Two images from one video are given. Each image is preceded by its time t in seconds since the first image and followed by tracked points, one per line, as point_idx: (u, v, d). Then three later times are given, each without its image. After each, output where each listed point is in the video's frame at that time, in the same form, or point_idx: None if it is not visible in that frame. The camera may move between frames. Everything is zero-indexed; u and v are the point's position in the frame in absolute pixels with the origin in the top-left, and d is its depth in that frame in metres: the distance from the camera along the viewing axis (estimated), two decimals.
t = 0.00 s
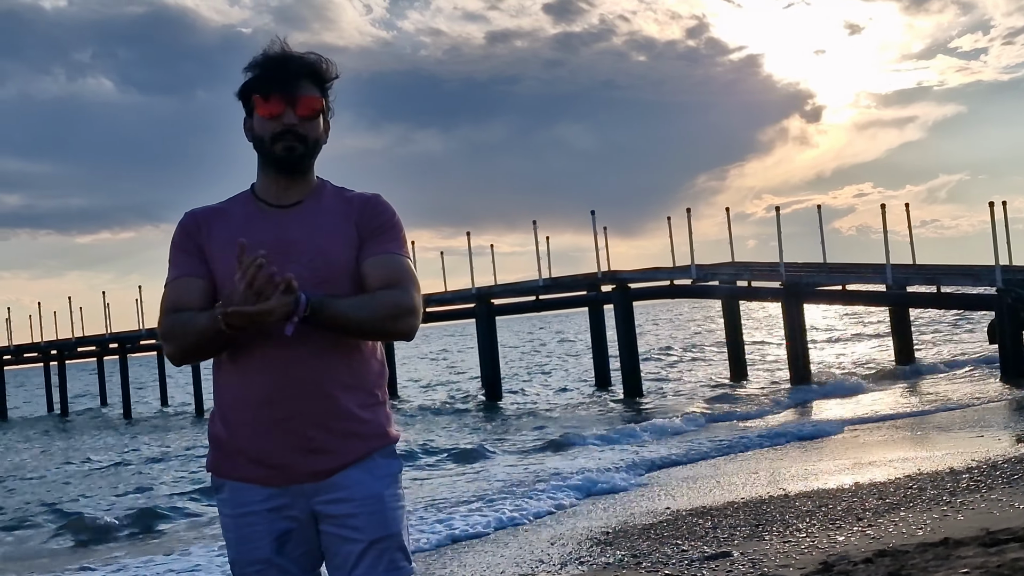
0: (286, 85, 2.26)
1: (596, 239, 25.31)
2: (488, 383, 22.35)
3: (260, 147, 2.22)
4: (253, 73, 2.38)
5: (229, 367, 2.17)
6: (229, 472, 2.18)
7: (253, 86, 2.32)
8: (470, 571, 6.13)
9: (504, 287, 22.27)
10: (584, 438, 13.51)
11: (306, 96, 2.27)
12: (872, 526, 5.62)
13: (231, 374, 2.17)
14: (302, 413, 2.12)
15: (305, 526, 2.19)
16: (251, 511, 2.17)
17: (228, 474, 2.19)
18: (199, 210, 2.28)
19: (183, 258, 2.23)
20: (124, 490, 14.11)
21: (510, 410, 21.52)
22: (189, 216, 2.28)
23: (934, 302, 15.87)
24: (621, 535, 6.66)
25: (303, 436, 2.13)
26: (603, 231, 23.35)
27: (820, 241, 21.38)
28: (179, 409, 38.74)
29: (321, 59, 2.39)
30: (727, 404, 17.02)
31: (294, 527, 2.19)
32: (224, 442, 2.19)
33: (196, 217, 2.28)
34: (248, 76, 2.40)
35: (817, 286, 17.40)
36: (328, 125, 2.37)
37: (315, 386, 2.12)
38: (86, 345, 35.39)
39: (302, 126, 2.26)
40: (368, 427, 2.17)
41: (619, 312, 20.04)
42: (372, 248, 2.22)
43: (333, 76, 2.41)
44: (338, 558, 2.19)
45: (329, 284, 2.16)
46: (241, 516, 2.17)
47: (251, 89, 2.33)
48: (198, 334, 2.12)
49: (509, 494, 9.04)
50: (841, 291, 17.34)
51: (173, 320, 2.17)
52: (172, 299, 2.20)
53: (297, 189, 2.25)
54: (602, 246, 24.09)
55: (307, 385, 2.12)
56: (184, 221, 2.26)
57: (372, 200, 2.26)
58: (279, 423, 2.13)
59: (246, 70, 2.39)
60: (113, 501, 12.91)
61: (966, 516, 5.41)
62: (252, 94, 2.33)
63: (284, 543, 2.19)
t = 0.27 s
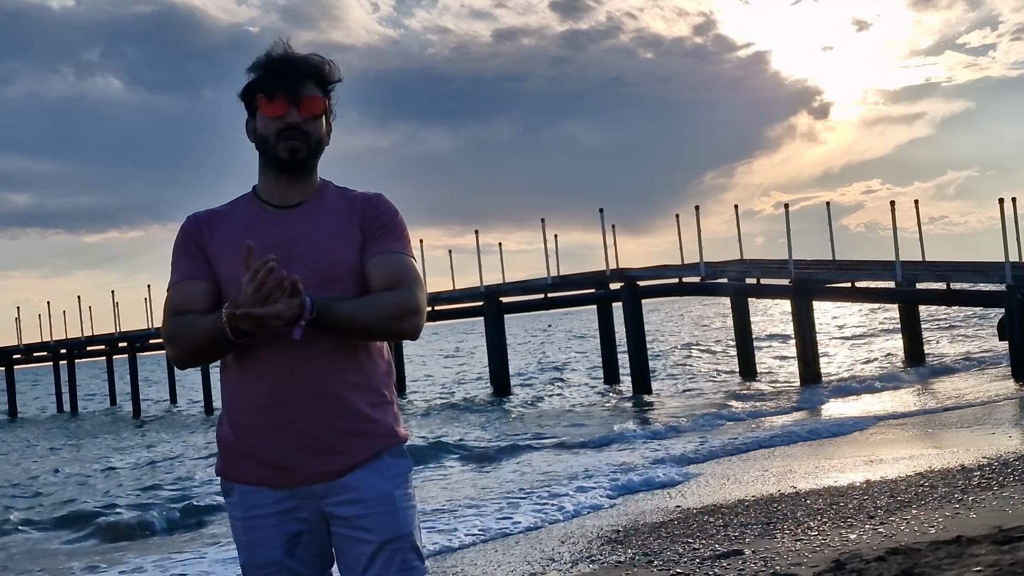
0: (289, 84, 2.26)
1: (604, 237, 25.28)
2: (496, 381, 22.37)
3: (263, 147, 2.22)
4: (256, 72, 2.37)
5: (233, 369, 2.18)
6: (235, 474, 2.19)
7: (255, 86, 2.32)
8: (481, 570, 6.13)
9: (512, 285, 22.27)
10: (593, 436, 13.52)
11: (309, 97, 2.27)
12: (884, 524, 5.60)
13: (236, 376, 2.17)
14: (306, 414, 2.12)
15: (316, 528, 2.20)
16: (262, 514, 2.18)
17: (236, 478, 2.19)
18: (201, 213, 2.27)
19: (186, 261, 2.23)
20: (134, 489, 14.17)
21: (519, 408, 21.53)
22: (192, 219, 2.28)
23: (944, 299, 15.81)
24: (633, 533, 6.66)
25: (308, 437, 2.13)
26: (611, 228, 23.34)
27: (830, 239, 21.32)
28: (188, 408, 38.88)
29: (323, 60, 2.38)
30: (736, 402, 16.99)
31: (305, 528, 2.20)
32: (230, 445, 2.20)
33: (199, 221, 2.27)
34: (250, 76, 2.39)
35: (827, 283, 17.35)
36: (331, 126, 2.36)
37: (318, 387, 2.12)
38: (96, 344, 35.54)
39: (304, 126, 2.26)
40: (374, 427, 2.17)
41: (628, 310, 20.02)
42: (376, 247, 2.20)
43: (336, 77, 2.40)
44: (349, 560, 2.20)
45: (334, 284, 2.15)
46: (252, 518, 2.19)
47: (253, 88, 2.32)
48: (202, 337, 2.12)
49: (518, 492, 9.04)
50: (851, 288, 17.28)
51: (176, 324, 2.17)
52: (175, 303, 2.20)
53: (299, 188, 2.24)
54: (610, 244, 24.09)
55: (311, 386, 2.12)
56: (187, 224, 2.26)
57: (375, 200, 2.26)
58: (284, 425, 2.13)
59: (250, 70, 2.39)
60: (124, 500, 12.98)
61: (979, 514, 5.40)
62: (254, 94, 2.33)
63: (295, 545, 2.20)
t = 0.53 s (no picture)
0: (291, 79, 2.25)
1: (609, 233, 25.26)
2: (501, 378, 22.38)
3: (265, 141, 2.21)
4: (256, 67, 2.36)
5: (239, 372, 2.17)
6: (242, 476, 2.20)
7: (256, 81, 2.31)
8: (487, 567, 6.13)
9: (517, 282, 22.26)
10: (597, 433, 13.53)
11: (311, 92, 2.26)
12: (890, 521, 5.61)
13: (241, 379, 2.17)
14: (313, 415, 2.13)
15: (322, 527, 2.21)
16: (268, 513, 2.19)
17: (242, 477, 2.20)
18: (201, 212, 2.26)
19: (187, 262, 2.21)
20: (139, 486, 14.20)
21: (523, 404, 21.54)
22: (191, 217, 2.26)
23: (949, 295, 15.78)
24: (638, 529, 6.66)
25: (315, 438, 2.13)
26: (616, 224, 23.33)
27: (835, 235, 21.30)
28: (192, 404, 38.95)
29: (324, 56, 2.37)
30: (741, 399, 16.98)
31: (310, 528, 2.21)
32: (236, 446, 2.20)
33: (199, 220, 2.25)
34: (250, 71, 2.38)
35: (832, 279, 17.33)
36: (332, 122, 2.36)
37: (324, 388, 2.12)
38: (101, 340, 35.60)
39: (306, 121, 2.25)
40: (380, 425, 2.18)
41: (633, 307, 20.01)
42: (380, 245, 2.21)
43: (337, 74, 2.40)
44: (354, 559, 2.21)
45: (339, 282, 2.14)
46: (257, 518, 2.20)
47: (254, 83, 2.31)
48: (207, 340, 2.11)
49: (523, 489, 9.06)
50: (856, 284, 17.25)
51: (180, 326, 2.16)
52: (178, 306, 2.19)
53: (300, 185, 2.24)
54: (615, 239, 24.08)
55: (317, 388, 2.13)
56: (187, 224, 2.24)
57: (378, 197, 2.25)
58: (291, 426, 2.13)
59: (249, 65, 2.37)
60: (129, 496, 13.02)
61: (985, 510, 5.39)
62: (255, 88, 2.32)
63: (301, 544, 2.21)
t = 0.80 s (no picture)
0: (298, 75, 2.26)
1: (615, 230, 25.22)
2: (507, 374, 22.38)
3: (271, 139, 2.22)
4: (261, 65, 2.36)
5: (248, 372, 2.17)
6: (253, 475, 2.20)
7: (261, 78, 2.31)
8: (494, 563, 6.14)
9: (523, 278, 22.25)
10: (604, 429, 13.52)
11: (317, 89, 2.27)
12: (898, 517, 5.60)
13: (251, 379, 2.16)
14: (324, 415, 2.13)
15: (332, 524, 2.22)
16: (279, 511, 2.20)
17: (254, 476, 2.20)
18: (206, 212, 2.25)
19: (192, 263, 2.19)
20: (147, 483, 14.25)
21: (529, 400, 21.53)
22: (196, 218, 2.25)
23: (957, 291, 15.73)
24: (645, 526, 6.66)
25: (327, 438, 2.14)
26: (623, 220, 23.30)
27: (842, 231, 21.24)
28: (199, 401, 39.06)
29: (329, 54, 2.38)
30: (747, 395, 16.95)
31: (321, 525, 2.22)
32: (247, 446, 2.20)
33: (204, 220, 2.24)
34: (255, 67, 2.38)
35: (839, 275, 17.28)
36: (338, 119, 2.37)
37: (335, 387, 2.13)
38: (108, 336, 35.70)
39: (313, 118, 2.26)
40: (391, 425, 2.18)
41: (639, 303, 19.99)
42: (391, 245, 2.22)
43: (342, 71, 2.40)
44: (366, 556, 2.21)
45: (348, 282, 2.14)
46: (268, 516, 2.20)
47: (259, 80, 2.31)
48: (215, 342, 2.11)
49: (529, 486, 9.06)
50: (864, 279, 17.20)
51: (188, 327, 2.16)
52: (185, 307, 2.18)
53: (306, 184, 2.23)
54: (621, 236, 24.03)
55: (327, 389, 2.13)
56: (192, 224, 2.23)
57: (385, 196, 2.26)
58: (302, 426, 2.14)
59: (252, 63, 2.37)
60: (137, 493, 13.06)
61: (993, 506, 5.38)
62: (260, 85, 2.31)
63: (312, 543, 2.22)
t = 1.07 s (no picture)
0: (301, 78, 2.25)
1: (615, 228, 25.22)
2: (507, 373, 22.37)
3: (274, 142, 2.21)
4: (264, 66, 2.35)
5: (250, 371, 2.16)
6: (258, 475, 2.20)
7: (265, 79, 2.30)
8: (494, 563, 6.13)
9: (523, 276, 22.25)
10: (604, 428, 13.51)
11: (322, 91, 2.27)
12: (898, 516, 5.60)
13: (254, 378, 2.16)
14: (328, 414, 2.13)
15: (338, 524, 2.22)
16: (284, 512, 2.20)
17: (258, 477, 2.20)
18: (206, 214, 2.24)
19: (193, 264, 2.19)
20: (147, 481, 14.24)
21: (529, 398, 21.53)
22: (196, 220, 2.24)
23: (957, 289, 15.72)
24: (645, 524, 6.66)
25: (331, 437, 2.14)
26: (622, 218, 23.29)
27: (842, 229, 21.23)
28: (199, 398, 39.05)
29: (332, 56, 2.37)
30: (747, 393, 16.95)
31: (326, 526, 2.22)
32: (250, 445, 2.20)
33: (203, 222, 2.23)
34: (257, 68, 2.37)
35: (839, 274, 17.27)
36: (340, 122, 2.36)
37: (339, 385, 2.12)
38: (107, 334, 35.68)
39: (316, 122, 2.26)
40: (395, 423, 2.19)
41: (639, 301, 19.98)
42: (391, 244, 2.23)
43: (344, 74, 2.40)
44: (371, 556, 2.22)
45: (351, 281, 2.14)
46: (273, 517, 2.20)
47: (262, 81, 2.30)
48: (217, 342, 2.10)
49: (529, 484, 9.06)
50: (864, 277, 17.20)
51: (190, 329, 2.15)
52: (185, 308, 2.17)
53: (306, 185, 2.23)
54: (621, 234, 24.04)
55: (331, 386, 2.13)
56: (192, 226, 2.22)
57: (386, 196, 2.27)
58: (306, 425, 2.14)
59: (254, 64, 2.37)
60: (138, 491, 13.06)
61: (993, 505, 5.38)
62: (263, 86, 2.31)
63: (317, 543, 2.22)
